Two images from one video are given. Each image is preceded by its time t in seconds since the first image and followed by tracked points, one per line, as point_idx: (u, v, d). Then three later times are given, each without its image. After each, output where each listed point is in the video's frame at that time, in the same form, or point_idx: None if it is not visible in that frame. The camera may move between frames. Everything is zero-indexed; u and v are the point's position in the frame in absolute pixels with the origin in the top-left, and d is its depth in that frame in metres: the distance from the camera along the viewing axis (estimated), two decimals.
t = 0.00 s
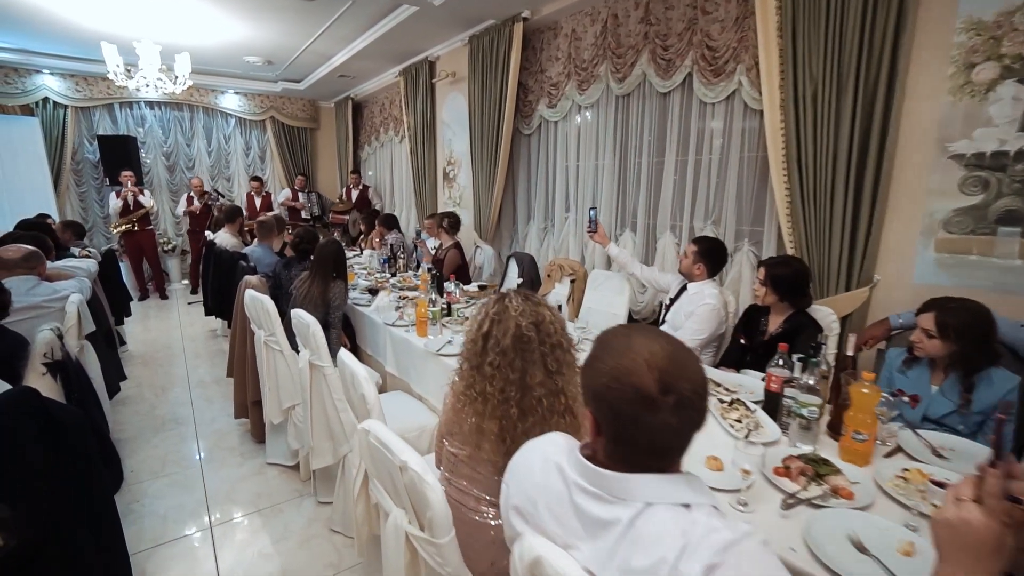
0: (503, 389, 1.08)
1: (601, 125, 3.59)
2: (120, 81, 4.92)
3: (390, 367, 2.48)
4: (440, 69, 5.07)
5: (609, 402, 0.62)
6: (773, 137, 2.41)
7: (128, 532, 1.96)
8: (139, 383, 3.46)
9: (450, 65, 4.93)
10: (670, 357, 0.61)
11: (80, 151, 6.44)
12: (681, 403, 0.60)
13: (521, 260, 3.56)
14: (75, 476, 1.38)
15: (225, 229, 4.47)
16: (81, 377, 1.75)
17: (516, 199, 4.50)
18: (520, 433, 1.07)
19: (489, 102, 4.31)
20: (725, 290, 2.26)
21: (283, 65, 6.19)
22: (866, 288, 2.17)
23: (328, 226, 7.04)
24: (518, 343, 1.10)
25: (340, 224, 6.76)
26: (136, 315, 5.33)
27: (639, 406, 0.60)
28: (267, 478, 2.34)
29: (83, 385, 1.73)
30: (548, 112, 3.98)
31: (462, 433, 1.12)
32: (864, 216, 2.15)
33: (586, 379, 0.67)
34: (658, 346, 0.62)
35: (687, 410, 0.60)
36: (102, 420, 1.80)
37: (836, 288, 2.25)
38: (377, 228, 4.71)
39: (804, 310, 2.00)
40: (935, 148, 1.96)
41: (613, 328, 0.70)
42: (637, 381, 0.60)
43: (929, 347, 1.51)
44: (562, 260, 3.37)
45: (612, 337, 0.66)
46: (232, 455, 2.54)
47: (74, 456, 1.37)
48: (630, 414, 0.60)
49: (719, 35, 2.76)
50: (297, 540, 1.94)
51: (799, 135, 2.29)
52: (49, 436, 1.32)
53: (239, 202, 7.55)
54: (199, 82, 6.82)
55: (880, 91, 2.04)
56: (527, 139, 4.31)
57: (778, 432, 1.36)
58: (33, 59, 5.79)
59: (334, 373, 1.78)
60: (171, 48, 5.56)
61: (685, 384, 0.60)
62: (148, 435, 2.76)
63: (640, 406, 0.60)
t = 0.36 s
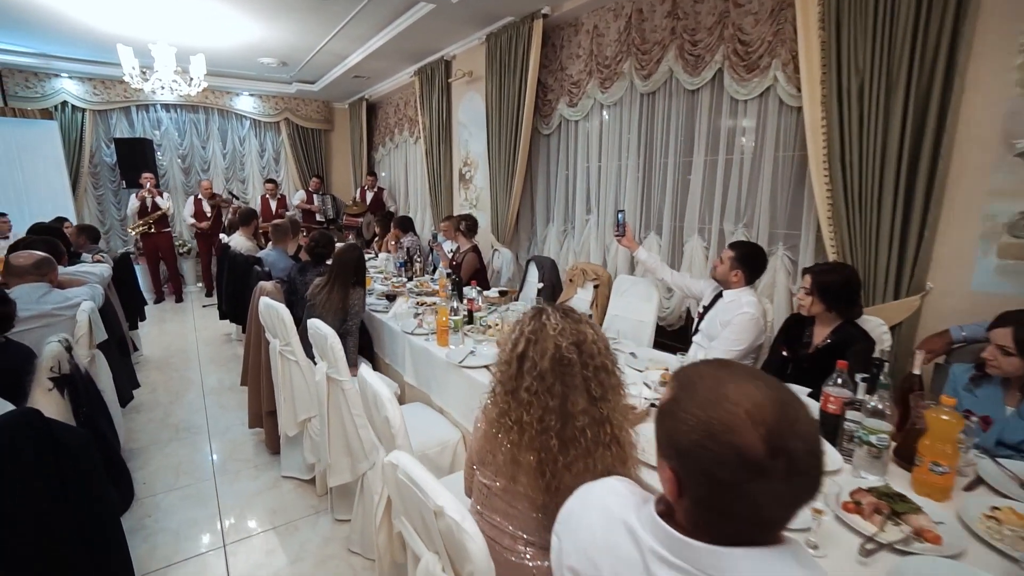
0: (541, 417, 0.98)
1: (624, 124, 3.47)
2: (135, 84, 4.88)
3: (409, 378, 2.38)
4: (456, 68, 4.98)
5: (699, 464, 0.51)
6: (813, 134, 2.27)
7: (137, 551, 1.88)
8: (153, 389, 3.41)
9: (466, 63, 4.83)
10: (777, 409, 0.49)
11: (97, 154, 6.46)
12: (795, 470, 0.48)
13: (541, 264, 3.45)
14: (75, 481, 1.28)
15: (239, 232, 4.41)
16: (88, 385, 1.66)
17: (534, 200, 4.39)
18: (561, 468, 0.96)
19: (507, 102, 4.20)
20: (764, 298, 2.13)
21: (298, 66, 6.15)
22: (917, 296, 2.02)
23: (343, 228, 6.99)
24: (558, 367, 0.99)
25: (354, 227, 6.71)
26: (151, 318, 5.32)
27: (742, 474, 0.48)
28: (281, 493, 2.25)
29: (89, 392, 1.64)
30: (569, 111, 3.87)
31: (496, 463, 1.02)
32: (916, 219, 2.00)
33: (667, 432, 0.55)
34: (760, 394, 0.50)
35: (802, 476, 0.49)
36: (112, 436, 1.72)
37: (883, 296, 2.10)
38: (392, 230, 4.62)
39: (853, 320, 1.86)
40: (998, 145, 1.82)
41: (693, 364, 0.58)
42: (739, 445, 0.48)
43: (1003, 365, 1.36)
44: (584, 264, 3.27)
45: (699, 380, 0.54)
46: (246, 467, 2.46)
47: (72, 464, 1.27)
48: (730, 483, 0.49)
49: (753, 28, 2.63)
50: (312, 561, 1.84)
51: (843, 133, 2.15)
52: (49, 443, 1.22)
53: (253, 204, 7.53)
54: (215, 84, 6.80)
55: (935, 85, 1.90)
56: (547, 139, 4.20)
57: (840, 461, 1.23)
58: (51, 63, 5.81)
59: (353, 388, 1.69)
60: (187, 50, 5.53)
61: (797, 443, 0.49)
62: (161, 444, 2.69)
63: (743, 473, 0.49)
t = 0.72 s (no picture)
0: (572, 443, 0.88)
1: (644, 123, 3.37)
2: (146, 82, 4.84)
3: (423, 385, 2.29)
4: (470, 67, 4.90)
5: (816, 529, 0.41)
6: (848, 132, 2.15)
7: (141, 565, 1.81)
8: (162, 392, 3.35)
9: (480, 61, 4.75)
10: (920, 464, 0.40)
11: (109, 154, 6.46)
12: (947, 546, 0.39)
13: (558, 267, 3.36)
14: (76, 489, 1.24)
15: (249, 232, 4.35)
16: (98, 403, 1.63)
17: (550, 201, 4.30)
18: (597, 499, 0.86)
19: (523, 100, 4.12)
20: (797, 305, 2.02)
21: (310, 65, 6.09)
22: (965, 304, 1.90)
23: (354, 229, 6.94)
24: (591, 385, 0.89)
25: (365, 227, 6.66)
26: (161, 318, 5.28)
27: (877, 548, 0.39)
28: (291, 504, 2.17)
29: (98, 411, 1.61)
30: (586, 110, 3.78)
31: (523, 492, 0.92)
32: (963, 222, 1.87)
33: (764, 483, 0.46)
34: (895, 445, 0.41)
35: (952, 551, 0.39)
36: (121, 460, 1.66)
37: (926, 303, 1.98)
38: (404, 232, 4.55)
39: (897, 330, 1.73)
40: None
41: (792, 396, 0.49)
42: (880, 509, 0.39)
43: None
44: (602, 267, 3.18)
45: (809, 421, 0.45)
46: (254, 476, 2.39)
47: (66, 473, 1.21)
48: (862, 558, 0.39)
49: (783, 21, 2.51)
50: None
51: (883, 130, 2.03)
52: (43, 451, 1.16)
53: (264, 204, 7.50)
54: (226, 84, 6.77)
55: (987, 78, 1.77)
56: (563, 138, 4.11)
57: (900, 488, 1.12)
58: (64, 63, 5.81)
59: (367, 398, 1.60)
60: (198, 48, 5.49)
61: (946, 505, 0.39)
62: (169, 450, 2.63)
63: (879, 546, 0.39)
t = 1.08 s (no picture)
0: (613, 480, 0.72)
1: (662, 121, 3.28)
2: (151, 79, 4.76)
3: (437, 393, 2.20)
4: (479, 64, 4.80)
5: None
6: (885, 128, 2.03)
7: None
8: (165, 396, 3.26)
9: (490, 58, 4.66)
10: None
11: (113, 153, 6.39)
12: None
13: (572, 269, 3.27)
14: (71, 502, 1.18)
15: (254, 232, 4.26)
16: (98, 412, 1.55)
17: (562, 201, 4.21)
18: (644, 546, 0.72)
19: (534, 98, 4.02)
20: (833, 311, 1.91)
21: (316, 63, 6.01)
22: (1014, 311, 1.79)
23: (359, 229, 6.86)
24: (632, 413, 0.73)
25: (370, 227, 6.58)
26: (165, 319, 5.21)
27: None
28: (299, 516, 2.07)
29: (98, 421, 1.53)
30: (600, 107, 3.69)
31: (557, 535, 0.77)
32: (1013, 224, 1.76)
33: (928, 541, 0.40)
34: None
35: None
36: (121, 473, 1.59)
37: (971, 310, 1.87)
38: (412, 232, 4.45)
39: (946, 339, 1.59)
40: None
41: (965, 451, 0.43)
42: None
43: None
44: (619, 269, 3.10)
45: (991, 477, 0.39)
46: (261, 486, 2.30)
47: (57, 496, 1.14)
48: None
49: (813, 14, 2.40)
50: None
51: (924, 126, 1.92)
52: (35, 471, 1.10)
53: (269, 204, 7.42)
54: (231, 82, 6.69)
55: None
56: (576, 136, 4.01)
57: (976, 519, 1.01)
58: (69, 60, 5.75)
59: (383, 410, 1.50)
60: (203, 45, 5.41)
61: None
62: (172, 458, 2.54)
63: None
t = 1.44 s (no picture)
0: (692, 535, 0.60)
1: (681, 118, 3.17)
2: (154, 76, 4.65)
3: (453, 403, 2.10)
4: (489, 60, 4.70)
5: None
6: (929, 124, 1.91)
7: None
8: (169, 402, 3.17)
9: (500, 55, 4.54)
10: None
11: (116, 151, 6.31)
12: None
13: (588, 271, 3.17)
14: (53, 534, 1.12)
15: (259, 232, 4.16)
16: (95, 424, 1.46)
17: (575, 201, 4.10)
18: None
19: (547, 95, 3.91)
20: (874, 319, 1.79)
21: (321, 60, 5.90)
22: None
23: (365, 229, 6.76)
24: (715, 456, 0.61)
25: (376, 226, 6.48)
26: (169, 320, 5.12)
27: None
28: (309, 533, 1.97)
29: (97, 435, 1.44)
30: (616, 104, 3.58)
31: None
32: None
33: None
34: None
35: None
36: (122, 492, 1.50)
37: None
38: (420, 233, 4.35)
39: (1004, 347, 1.46)
40: None
41: None
42: None
43: None
44: (637, 272, 3.00)
45: None
46: (268, 499, 2.20)
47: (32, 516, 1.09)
48: None
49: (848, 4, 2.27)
50: None
51: (975, 123, 1.80)
52: (15, 497, 1.04)
53: (273, 203, 7.33)
54: (235, 80, 6.59)
55: None
56: (590, 134, 3.90)
57: None
58: (71, 57, 5.66)
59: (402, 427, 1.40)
60: (207, 42, 5.31)
61: None
62: (175, 469, 2.44)
63: None
